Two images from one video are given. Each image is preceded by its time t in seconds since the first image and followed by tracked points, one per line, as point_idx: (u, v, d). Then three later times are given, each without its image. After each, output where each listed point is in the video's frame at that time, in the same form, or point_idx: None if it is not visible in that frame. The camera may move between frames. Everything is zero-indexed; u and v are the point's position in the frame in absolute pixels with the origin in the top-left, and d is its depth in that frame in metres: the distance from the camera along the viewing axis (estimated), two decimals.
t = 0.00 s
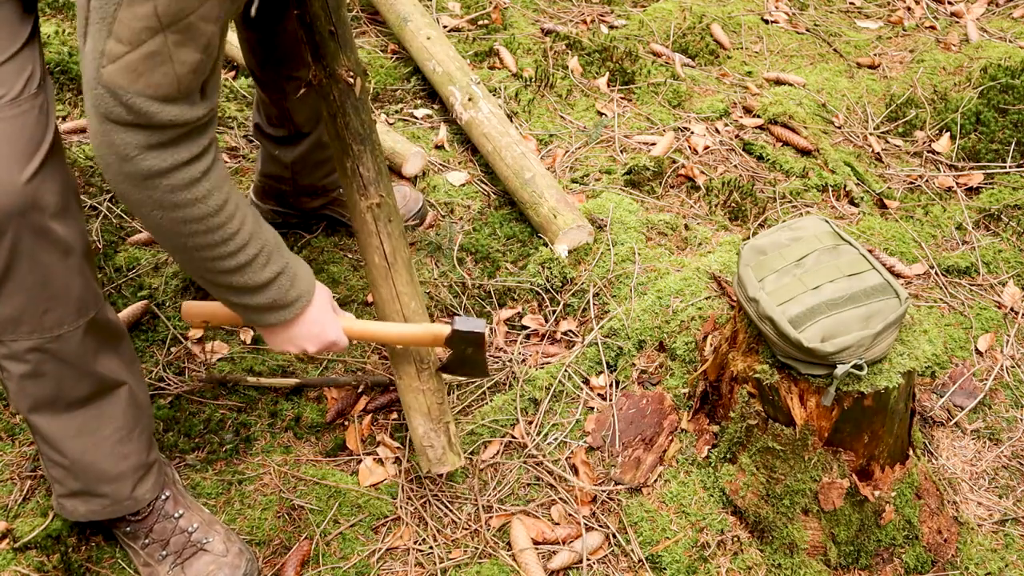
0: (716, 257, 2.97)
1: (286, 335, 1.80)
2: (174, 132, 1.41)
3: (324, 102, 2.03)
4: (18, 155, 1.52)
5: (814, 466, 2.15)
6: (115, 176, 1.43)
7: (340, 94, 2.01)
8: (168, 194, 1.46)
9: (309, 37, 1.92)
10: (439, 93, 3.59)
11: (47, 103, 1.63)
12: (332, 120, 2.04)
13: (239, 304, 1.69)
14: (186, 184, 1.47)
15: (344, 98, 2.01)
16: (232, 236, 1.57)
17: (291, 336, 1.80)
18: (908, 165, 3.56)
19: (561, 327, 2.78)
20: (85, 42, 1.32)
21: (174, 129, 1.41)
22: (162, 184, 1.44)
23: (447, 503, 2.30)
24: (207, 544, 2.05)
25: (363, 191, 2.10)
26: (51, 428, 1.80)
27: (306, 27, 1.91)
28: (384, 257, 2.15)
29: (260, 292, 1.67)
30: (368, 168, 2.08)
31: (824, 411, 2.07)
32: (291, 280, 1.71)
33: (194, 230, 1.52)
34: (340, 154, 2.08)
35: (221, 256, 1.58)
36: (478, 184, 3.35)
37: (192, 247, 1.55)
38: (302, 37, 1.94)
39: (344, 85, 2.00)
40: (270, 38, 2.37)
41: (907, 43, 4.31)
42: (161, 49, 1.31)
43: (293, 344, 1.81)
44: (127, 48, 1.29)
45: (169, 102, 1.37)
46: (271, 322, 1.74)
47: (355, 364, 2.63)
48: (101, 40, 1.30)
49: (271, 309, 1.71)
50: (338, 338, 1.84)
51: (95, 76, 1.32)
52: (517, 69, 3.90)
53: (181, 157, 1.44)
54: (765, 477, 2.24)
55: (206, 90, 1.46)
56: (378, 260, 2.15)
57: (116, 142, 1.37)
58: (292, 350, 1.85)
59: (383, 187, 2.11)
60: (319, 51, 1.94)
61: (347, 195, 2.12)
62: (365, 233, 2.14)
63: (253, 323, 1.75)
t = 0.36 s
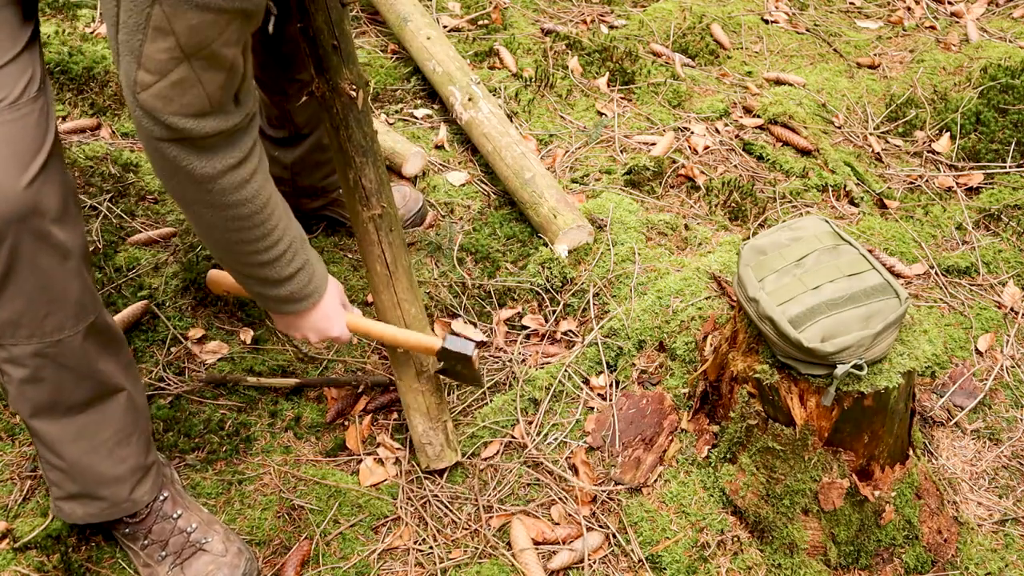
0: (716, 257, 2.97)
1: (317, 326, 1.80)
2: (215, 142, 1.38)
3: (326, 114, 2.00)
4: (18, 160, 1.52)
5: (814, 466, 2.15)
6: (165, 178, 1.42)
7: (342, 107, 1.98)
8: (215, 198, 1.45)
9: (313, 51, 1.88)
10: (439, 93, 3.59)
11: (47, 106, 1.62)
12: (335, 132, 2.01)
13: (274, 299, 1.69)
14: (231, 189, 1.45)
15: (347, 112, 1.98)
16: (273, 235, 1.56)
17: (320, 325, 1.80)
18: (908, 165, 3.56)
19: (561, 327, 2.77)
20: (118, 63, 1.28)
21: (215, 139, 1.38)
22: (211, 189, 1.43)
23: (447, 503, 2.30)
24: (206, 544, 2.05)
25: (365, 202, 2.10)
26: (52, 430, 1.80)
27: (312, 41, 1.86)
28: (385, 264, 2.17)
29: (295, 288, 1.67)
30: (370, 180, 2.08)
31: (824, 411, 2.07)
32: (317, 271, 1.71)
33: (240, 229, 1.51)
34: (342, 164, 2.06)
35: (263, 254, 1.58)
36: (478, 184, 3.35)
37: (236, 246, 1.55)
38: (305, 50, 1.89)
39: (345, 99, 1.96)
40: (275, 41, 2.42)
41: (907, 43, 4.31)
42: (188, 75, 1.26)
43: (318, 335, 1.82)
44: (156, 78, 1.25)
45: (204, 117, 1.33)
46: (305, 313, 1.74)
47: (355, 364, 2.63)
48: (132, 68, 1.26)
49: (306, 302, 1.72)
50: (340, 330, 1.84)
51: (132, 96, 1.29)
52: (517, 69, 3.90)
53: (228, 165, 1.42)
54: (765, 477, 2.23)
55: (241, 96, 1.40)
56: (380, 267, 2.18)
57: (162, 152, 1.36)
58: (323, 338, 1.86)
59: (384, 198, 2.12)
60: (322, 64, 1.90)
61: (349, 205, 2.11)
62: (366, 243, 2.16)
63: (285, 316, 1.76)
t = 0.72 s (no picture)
0: (716, 257, 2.97)
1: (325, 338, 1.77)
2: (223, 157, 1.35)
3: (341, 111, 1.99)
4: None
5: (814, 466, 2.15)
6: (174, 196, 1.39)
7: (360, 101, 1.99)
8: (225, 214, 1.41)
9: (330, 46, 1.87)
10: (439, 93, 3.59)
11: (31, 116, 1.59)
12: (353, 129, 2.01)
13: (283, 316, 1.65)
14: (241, 205, 1.41)
15: (367, 107, 2.00)
16: (282, 250, 1.53)
17: (328, 337, 1.77)
18: (908, 165, 3.56)
19: (561, 327, 2.77)
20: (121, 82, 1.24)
21: (223, 155, 1.35)
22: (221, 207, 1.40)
23: (447, 503, 2.30)
24: (198, 544, 2.04)
25: (384, 199, 2.11)
26: (39, 439, 1.75)
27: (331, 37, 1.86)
28: (403, 261, 2.19)
29: (305, 304, 1.63)
30: (389, 176, 2.10)
31: (824, 411, 2.07)
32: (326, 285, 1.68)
33: (250, 246, 1.48)
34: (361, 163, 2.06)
35: (272, 270, 1.54)
36: (478, 184, 3.35)
37: (246, 263, 1.51)
38: (320, 46, 1.89)
39: (362, 93, 1.97)
40: (290, 39, 2.43)
41: (907, 43, 4.31)
42: (193, 92, 1.23)
43: (325, 348, 1.79)
44: (161, 96, 1.22)
45: (211, 132, 1.30)
46: (313, 327, 1.71)
47: (355, 364, 2.63)
48: (135, 88, 1.22)
49: (315, 317, 1.68)
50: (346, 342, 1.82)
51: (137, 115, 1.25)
52: (517, 69, 3.90)
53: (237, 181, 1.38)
54: (765, 477, 2.23)
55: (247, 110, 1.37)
56: (397, 264, 2.20)
57: (171, 170, 1.33)
58: (331, 349, 1.83)
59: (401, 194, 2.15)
60: (342, 60, 1.91)
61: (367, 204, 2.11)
62: (384, 241, 2.17)
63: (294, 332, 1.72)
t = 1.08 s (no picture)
0: (716, 257, 2.97)
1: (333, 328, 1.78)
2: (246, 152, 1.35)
3: (354, 109, 2.04)
4: None
5: (814, 466, 2.15)
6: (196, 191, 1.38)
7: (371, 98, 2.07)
8: (248, 207, 1.41)
9: (344, 44, 1.94)
10: (439, 93, 3.59)
11: (31, 118, 1.61)
12: (366, 125, 2.07)
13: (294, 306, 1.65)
14: (261, 199, 1.42)
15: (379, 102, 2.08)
16: (298, 242, 1.54)
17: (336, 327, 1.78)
18: (908, 165, 3.56)
19: (561, 328, 2.77)
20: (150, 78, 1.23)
21: (247, 149, 1.35)
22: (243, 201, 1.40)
23: (447, 503, 2.31)
24: (198, 545, 2.04)
25: (398, 194, 2.16)
26: (35, 444, 1.73)
27: (344, 35, 1.93)
28: (417, 256, 2.22)
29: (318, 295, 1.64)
30: (401, 170, 2.17)
31: (824, 411, 2.07)
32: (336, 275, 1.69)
33: (269, 239, 1.48)
34: (376, 160, 2.10)
35: (289, 263, 1.55)
36: (478, 184, 3.35)
37: (265, 257, 1.51)
38: (332, 45, 1.94)
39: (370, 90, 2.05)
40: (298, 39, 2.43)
41: (907, 43, 4.31)
42: (224, 89, 1.23)
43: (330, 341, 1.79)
44: (191, 93, 1.22)
45: (238, 128, 1.30)
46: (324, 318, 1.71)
47: (355, 364, 2.63)
48: (166, 84, 1.22)
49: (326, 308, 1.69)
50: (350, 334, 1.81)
51: (165, 112, 1.25)
52: (517, 69, 3.89)
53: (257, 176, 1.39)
54: (765, 477, 2.23)
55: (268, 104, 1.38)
56: (411, 261, 2.21)
57: (195, 167, 1.32)
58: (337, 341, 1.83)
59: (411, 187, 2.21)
60: (355, 56, 1.98)
61: (382, 202, 2.14)
62: (399, 237, 2.18)
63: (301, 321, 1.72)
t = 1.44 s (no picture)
0: (716, 257, 2.97)
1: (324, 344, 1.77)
2: (221, 158, 1.37)
3: (346, 110, 2.09)
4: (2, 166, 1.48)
5: (814, 466, 2.15)
6: (166, 204, 1.39)
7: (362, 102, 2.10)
8: (222, 217, 1.42)
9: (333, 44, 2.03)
10: (439, 93, 3.59)
11: (37, 115, 1.60)
12: (358, 127, 2.11)
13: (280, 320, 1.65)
14: (238, 206, 1.43)
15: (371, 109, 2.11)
16: (279, 254, 1.54)
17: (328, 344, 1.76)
18: (908, 165, 3.56)
19: (561, 327, 2.77)
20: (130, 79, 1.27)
21: (222, 155, 1.37)
22: (218, 209, 1.41)
23: (447, 503, 2.31)
24: (198, 544, 2.04)
25: (389, 197, 2.17)
26: (36, 442, 1.73)
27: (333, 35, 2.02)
28: (408, 258, 2.21)
29: (303, 311, 1.63)
30: (394, 175, 2.17)
31: (824, 411, 2.07)
32: (331, 289, 1.67)
33: (247, 250, 1.48)
34: (367, 162, 2.13)
35: (269, 275, 1.54)
36: (478, 184, 3.35)
37: (242, 270, 1.51)
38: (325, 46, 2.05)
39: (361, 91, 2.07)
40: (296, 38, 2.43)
41: (907, 43, 4.31)
42: (205, 85, 1.26)
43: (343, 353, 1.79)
44: (174, 86, 1.25)
45: (215, 129, 1.32)
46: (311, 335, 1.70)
47: (354, 364, 2.64)
48: (148, 80, 1.25)
49: (313, 325, 1.68)
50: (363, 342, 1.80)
51: (144, 112, 1.28)
52: (517, 69, 3.89)
53: (232, 183, 1.41)
54: (765, 477, 2.23)
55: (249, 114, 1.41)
56: (402, 263, 2.21)
57: (169, 172, 1.34)
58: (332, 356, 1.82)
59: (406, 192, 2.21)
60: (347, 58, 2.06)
61: (372, 204, 2.16)
62: (388, 239, 2.19)
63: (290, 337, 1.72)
